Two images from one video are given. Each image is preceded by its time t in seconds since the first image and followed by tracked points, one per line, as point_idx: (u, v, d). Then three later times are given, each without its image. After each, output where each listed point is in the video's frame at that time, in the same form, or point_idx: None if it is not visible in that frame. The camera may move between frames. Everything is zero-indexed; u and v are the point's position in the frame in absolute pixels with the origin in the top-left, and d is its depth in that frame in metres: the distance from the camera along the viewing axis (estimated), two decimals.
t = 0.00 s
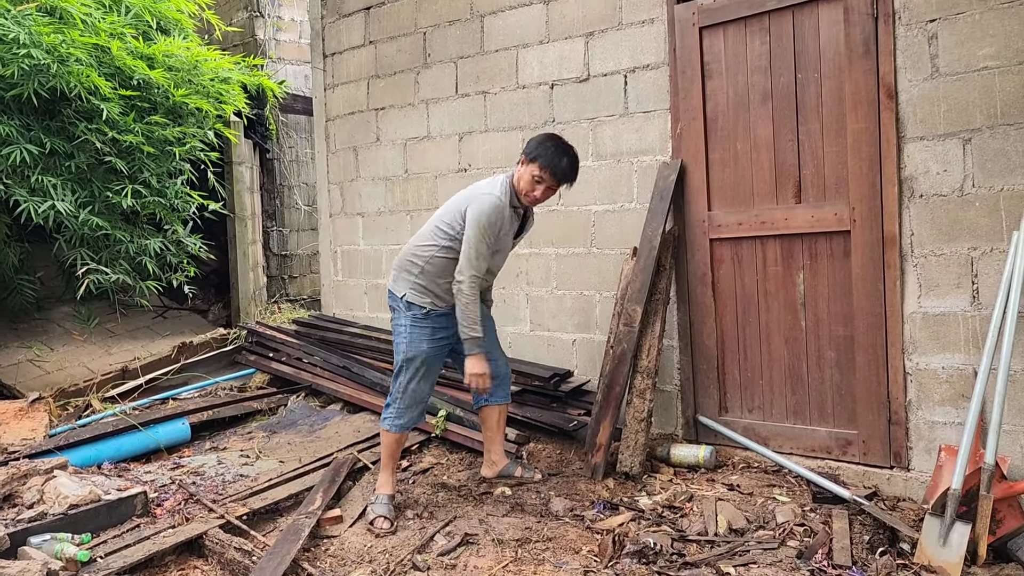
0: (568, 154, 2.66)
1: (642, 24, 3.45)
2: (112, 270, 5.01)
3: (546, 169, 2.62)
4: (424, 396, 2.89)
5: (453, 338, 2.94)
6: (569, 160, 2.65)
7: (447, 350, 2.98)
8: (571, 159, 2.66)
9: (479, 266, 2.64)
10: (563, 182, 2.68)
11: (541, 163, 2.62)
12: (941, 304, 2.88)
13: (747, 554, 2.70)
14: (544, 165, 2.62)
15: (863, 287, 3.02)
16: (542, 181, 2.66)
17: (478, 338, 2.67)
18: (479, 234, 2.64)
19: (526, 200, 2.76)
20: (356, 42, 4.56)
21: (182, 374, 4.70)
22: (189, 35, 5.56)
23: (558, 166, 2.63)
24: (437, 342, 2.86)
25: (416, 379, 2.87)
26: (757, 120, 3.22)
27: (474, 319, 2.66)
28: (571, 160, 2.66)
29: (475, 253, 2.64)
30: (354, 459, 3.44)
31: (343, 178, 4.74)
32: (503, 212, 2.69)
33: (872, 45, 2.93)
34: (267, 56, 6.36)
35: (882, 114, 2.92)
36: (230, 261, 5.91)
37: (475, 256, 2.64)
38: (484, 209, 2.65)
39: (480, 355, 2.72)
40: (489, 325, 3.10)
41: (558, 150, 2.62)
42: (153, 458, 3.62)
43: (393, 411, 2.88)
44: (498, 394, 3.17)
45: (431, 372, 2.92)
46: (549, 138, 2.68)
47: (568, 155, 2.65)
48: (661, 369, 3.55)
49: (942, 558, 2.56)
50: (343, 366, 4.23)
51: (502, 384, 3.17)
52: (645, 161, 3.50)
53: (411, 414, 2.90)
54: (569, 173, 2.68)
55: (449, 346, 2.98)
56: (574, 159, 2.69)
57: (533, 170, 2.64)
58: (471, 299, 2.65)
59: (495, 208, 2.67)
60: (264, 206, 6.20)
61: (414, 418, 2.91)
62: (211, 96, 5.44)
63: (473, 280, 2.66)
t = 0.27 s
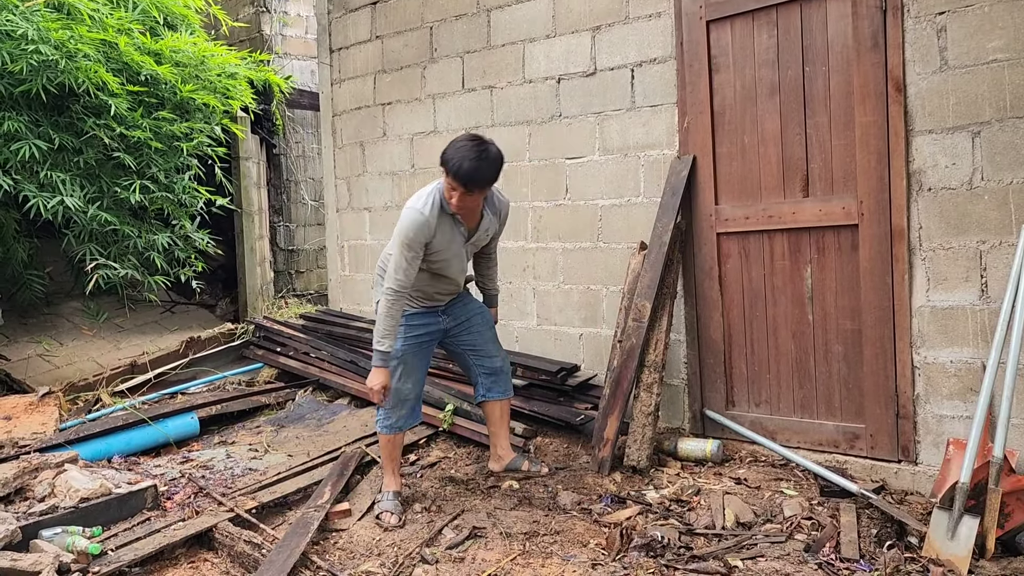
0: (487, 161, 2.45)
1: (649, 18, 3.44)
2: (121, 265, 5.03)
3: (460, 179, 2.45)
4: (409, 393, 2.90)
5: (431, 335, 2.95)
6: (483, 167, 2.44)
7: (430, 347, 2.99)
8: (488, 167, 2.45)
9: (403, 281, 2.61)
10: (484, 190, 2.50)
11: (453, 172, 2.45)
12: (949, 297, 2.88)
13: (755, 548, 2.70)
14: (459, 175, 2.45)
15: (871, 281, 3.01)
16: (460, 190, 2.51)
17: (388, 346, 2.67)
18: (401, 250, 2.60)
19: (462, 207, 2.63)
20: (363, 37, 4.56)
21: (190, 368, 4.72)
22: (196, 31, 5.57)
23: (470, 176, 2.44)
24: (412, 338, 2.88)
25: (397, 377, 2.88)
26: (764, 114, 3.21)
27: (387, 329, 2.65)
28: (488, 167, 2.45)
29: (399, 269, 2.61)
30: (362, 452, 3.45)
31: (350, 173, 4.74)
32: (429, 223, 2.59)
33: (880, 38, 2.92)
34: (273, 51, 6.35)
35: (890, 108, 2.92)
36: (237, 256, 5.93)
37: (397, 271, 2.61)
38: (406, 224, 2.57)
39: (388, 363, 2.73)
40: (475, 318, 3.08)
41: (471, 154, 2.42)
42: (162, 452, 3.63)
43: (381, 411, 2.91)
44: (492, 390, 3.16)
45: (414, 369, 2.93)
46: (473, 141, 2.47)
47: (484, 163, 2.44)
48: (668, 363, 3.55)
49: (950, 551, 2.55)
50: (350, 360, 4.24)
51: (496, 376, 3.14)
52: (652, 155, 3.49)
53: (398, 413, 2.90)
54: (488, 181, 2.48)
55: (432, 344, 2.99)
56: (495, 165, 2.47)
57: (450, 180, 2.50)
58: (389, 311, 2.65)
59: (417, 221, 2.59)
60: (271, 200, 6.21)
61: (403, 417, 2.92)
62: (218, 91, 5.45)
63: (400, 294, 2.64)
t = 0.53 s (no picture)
0: (382, 210, 2.36)
1: (660, 11, 3.43)
2: (132, 259, 5.06)
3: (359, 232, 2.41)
4: (401, 384, 2.94)
5: (425, 328, 2.98)
6: (375, 220, 2.36)
7: (425, 340, 3.02)
8: (383, 217, 2.36)
9: (358, 316, 2.71)
10: (388, 237, 2.41)
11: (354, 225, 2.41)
12: (960, 291, 2.87)
13: (765, 541, 2.71)
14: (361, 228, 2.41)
15: (881, 275, 3.01)
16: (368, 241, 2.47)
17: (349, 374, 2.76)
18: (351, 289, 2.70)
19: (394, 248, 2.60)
20: (372, 32, 4.56)
21: (201, 362, 4.76)
22: (206, 25, 5.57)
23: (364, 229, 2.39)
24: (402, 332, 2.93)
25: (389, 370, 2.94)
26: (775, 107, 3.20)
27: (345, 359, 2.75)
28: (376, 220, 2.35)
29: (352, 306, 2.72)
30: (372, 446, 3.47)
31: (359, 167, 4.76)
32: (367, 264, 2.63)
33: (891, 31, 2.91)
34: (283, 46, 6.36)
35: (901, 101, 2.91)
36: (246, 251, 5.95)
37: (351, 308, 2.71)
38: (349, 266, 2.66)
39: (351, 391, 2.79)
40: (475, 314, 3.05)
41: (371, 204, 2.36)
42: (174, 445, 3.66)
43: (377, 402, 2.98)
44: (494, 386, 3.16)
45: (407, 361, 2.96)
46: (376, 189, 2.39)
47: (376, 216, 2.35)
48: (677, 357, 3.55)
49: (961, 545, 2.55)
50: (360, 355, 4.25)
51: (496, 371, 3.14)
52: (662, 149, 3.49)
53: (391, 404, 2.95)
54: (388, 231, 2.39)
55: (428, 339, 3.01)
56: (393, 213, 2.37)
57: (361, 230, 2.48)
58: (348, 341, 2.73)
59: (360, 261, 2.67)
60: (281, 195, 6.23)
61: (396, 408, 2.95)
62: (228, 86, 5.45)
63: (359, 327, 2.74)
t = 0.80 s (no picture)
0: (336, 294, 2.25)
1: (666, 4, 3.42)
2: (139, 253, 5.08)
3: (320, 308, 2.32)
4: (403, 377, 2.95)
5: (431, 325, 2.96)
6: (328, 304, 2.26)
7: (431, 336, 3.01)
8: (336, 303, 2.26)
9: (345, 357, 2.66)
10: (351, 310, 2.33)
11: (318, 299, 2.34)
12: (968, 284, 2.86)
13: (772, 534, 2.71)
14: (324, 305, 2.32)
15: (889, 268, 3.00)
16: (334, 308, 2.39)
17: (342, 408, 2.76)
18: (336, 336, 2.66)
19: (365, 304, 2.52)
20: (378, 25, 4.55)
21: (209, 355, 4.78)
22: (212, 19, 5.55)
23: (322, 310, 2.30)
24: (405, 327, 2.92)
25: (392, 363, 2.94)
26: (782, 100, 3.19)
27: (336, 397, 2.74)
28: (330, 305, 2.26)
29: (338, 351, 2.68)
30: (379, 439, 3.48)
31: (365, 161, 4.76)
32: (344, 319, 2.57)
33: (900, 23, 2.89)
34: (289, 40, 6.36)
35: (909, 93, 2.89)
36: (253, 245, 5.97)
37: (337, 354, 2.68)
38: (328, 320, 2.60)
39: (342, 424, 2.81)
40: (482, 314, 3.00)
41: (323, 289, 2.25)
42: (182, 438, 3.68)
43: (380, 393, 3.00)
44: (495, 382, 3.20)
45: (412, 356, 2.96)
46: (326, 269, 2.26)
47: (330, 298, 2.26)
48: (684, 350, 3.55)
49: (968, 538, 2.55)
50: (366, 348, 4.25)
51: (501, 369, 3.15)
52: (668, 142, 3.48)
53: (393, 396, 2.97)
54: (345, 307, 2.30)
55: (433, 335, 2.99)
56: (348, 295, 2.26)
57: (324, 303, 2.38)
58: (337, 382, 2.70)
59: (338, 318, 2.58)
60: (287, 189, 6.24)
61: (397, 401, 2.98)
62: (235, 80, 5.46)
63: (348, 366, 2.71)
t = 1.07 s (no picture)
0: (328, 316, 2.26)
1: None
2: (141, 249, 5.09)
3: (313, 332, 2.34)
4: (405, 372, 2.95)
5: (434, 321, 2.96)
6: (321, 326, 2.27)
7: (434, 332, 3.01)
8: (325, 326, 2.27)
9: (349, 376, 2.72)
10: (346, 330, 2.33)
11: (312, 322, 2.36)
12: (971, 277, 2.85)
13: (774, 528, 2.71)
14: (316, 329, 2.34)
15: (891, 261, 2.99)
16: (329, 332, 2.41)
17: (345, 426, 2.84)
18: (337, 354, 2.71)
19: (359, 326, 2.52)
20: (379, 19, 4.54)
21: (211, 350, 4.78)
22: (213, 14, 5.54)
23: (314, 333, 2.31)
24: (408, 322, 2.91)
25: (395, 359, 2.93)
26: (784, 93, 3.18)
27: (340, 417, 2.83)
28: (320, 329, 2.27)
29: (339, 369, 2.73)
30: (381, 433, 3.48)
31: (367, 156, 4.75)
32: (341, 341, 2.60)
33: (902, 15, 2.88)
34: (290, 35, 6.36)
35: (911, 85, 2.88)
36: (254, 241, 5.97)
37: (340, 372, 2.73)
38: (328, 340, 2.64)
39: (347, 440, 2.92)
40: (485, 311, 3.00)
41: (315, 313, 2.26)
42: (185, 433, 3.68)
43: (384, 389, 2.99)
44: (495, 379, 3.19)
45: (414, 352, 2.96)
46: (316, 292, 2.28)
47: (319, 322, 2.27)
48: (686, 344, 3.54)
49: (970, 532, 2.56)
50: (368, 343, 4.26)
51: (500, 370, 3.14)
52: (670, 135, 3.47)
53: (394, 389, 2.98)
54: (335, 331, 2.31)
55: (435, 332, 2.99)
56: (340, 314, 2.26)
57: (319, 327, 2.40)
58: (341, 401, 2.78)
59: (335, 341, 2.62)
60: (288, 184, 6.24)
61: (398, 394, 2.98)
62: (236, 76, 5.45)
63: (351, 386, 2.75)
